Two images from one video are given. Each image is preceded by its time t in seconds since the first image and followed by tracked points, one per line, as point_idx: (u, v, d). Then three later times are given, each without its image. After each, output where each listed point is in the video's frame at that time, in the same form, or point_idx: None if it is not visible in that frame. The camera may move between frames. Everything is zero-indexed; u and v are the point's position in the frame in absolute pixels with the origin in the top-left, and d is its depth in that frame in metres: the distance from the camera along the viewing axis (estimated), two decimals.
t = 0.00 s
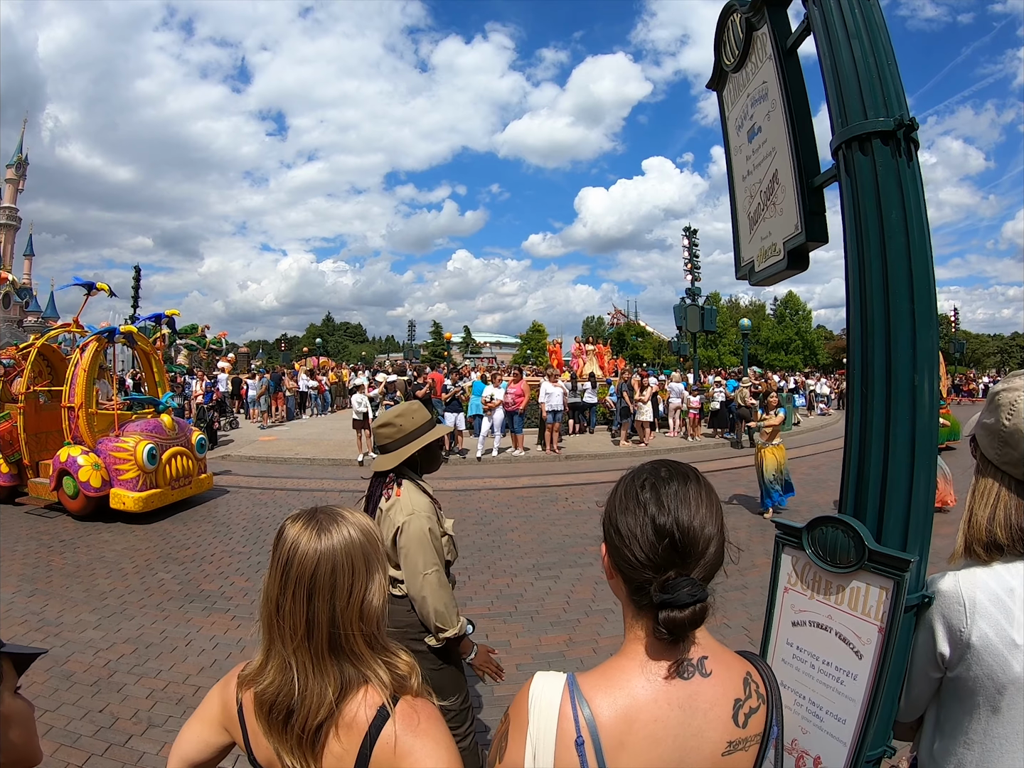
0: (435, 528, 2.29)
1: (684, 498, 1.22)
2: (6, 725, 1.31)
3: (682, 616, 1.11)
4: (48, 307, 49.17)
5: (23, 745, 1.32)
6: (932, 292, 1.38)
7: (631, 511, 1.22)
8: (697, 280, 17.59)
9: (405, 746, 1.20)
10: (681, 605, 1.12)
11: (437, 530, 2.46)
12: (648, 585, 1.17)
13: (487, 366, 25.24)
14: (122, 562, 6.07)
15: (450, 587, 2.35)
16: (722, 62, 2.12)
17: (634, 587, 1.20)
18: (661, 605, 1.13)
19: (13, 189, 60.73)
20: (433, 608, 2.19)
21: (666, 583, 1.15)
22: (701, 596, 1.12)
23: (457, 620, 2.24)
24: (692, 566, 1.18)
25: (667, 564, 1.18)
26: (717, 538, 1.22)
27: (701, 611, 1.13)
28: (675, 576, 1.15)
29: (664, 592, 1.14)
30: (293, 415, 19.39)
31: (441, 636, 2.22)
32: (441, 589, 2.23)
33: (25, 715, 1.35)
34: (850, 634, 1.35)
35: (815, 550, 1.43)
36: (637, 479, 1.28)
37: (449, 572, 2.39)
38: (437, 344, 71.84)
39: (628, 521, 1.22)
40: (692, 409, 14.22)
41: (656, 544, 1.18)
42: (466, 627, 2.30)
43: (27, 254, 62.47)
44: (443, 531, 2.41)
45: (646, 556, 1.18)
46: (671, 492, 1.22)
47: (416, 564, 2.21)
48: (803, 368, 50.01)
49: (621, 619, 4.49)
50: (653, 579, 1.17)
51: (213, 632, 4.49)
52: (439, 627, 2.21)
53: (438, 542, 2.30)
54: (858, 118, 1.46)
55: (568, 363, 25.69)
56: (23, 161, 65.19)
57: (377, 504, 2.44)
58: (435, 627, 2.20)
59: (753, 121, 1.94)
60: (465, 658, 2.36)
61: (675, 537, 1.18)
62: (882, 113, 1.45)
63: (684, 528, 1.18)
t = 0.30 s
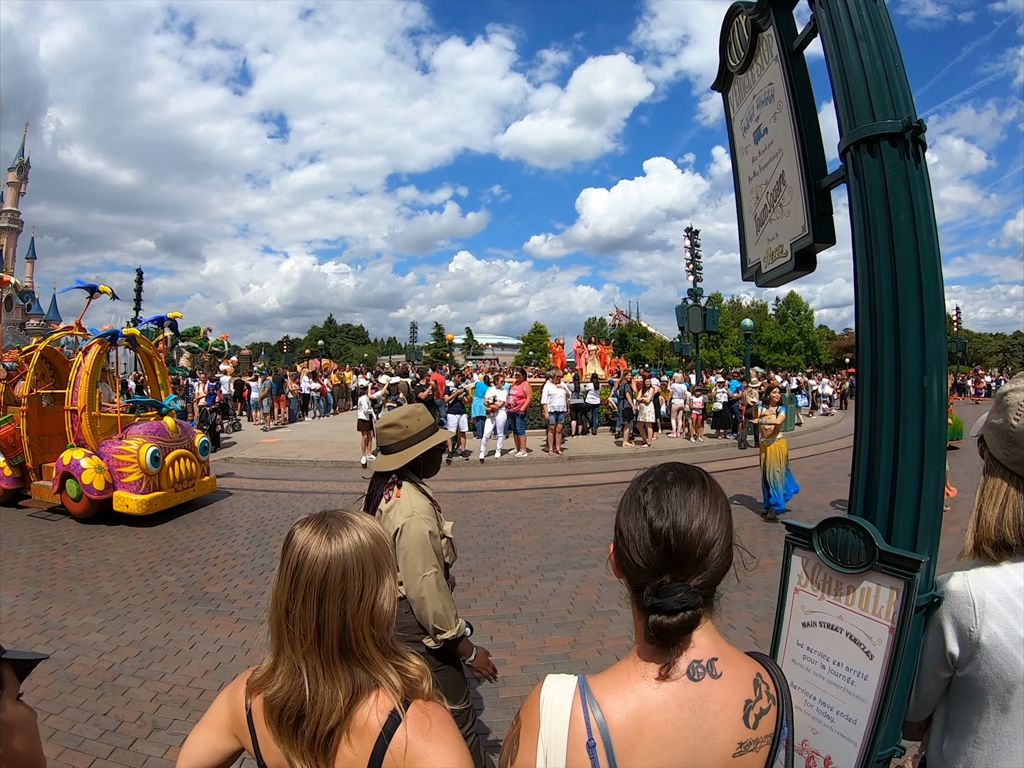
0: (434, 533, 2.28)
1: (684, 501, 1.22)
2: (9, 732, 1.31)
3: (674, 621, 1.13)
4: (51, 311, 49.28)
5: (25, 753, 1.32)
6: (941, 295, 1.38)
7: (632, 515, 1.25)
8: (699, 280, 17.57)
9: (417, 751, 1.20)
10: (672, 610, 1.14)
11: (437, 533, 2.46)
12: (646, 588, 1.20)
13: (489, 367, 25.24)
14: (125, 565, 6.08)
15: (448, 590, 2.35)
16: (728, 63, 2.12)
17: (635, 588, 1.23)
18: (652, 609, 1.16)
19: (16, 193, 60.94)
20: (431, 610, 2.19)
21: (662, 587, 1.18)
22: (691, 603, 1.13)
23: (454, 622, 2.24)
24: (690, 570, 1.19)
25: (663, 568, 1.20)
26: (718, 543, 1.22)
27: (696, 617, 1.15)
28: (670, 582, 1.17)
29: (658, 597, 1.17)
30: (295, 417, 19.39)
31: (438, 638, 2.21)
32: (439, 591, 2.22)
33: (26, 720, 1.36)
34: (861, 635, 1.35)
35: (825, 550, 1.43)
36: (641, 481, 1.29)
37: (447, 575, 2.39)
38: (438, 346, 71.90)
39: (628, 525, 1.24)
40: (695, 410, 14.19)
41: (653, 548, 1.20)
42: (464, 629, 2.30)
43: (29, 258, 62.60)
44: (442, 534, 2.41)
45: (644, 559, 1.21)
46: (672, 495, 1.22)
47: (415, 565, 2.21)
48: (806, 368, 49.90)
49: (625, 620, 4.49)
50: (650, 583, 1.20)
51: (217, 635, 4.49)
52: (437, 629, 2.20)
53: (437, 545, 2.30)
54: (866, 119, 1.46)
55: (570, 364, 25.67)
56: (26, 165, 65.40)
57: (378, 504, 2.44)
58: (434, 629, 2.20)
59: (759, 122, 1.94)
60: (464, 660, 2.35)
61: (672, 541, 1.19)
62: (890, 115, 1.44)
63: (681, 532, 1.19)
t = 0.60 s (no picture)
0: (430, 535, 2.29)
1: (675, 499, 1.27)
2: None
3: (639, 608, 1.21)
4: (49, 314, 49.16)
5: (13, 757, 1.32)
6: (940, 298, 1.40)
7: (633, 506, 1.33)
8: (697, 281, 17.61)
9: (424, 751, 1.21)
10: (640, 598, 1.22)
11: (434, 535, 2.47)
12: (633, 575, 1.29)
13: (487, 369, 25.24)
14: (125, 567, 6.07)
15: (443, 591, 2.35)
16: (728, 68, 2.14)
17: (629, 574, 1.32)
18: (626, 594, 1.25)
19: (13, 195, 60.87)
20: (426, 610, 2.19)
21: (640, 575, 1.26)
22: (652, 595, 1.20)
23: (449, 623, 2.25)
24: (670, 566, 1.23)
25: (647, 559, 1.27)
26: (706, 544, 1.23)
27: (662, 610, 1.20)
28: (647, 572, 1.24)
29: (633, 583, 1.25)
30: (294, 419, 19.36)
31: (432, 639, 2.21)
32: (434, 592, 2.23)
33: (14, 724, 1.36)
34: (862, 633, 1.36)
35: (827, 550, 1.44)
36: (654, 476, 1.36)
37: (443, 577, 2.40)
38: (437, 347, 71.89)
39: (629, 515, 1.32)
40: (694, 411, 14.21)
41: (639, 538, 1.28)
42: (458, 630, 2.30)
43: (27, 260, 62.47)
44: (438, 535, 2.41)
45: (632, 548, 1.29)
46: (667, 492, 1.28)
47: (411, 566, 2.21)
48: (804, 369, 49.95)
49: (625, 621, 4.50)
50: (634, 570, 1.28)
51: (217, 637, 4.50)
52: (431, 629, 2.20)
53: (433, 546, 2.31)
54: (866, 124, 1.48)
55: (568, 365, 25.67)
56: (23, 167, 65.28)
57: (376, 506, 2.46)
58: (428, 629, 2.20)
59: (759, 126, 1.95)
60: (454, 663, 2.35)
61: (654, 534, 1.25)
62: (890, 121, 1.46)
63: (664, 527, 1.25)
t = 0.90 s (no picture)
0: (431, 535, 2.30)
1: (686, 496, 1.28)
2: None
3: (648, 601, 1.23)
4: (47, 315, 49.19)
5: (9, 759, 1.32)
6: (942, 300, 1.41)
7: (645, 503, 1.34)
8: (695, 281, 17.65)
9: (434, 747, 1.22)
10: (650, 591, 1.24)
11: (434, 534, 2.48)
12: (643, 568, 1.31)
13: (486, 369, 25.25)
14: (124, 568, 6.06)
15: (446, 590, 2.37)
16: (731, 69, 2.15)
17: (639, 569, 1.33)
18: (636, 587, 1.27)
19: (10, 195, 60.71)
20: (430, 610, 2.20)
21: (650, 569, 1.27)
22: (663, 589, 1.21)
23: (456, 621, 2.25)
24: (680, 561, 1.24)
25: (657, 554, 1.28)
26: (716, 540, 1.25)
27: (672, 604, 1.22)
28: (657, 566, 1.26)
29: (644, 577, 1.27)
30: (292, 419, 19.34)
31: (439, 638, 2.22)
32: (437, 592, 2.24)
33: (11, 726, 1.37)
34: (866, 630, 1.37)
35: (830, 549, 1.45)
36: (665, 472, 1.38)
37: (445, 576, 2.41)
38: (436, 347, 71.84)
39: (640, 512, 1.34)
40: (693, 411, 14.23)
41: (650, 533, 1.29)
42: (466, 630, 2.31)
43: (24, 259, 62.29)
44: (438, 535, 2.42)
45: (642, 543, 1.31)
46: (678, 489, 1.30)
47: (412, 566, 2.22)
48: (802, 369, 50.04)
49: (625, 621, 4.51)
50: (645, 564, 1.30)
51: (218, 638, 4.50)
52: (438, 629, 2.22)
53: (434, 546, 2.32)
54: (869, 128, 1.49)
55: (567, 365, 25.69)
56: (20, 167, 65.07)
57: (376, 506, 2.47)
58: (434, 629, 2.21)
59: (762, 128, 1.97)
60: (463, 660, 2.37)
61: (664, 530, 1.27)
62: (893, 123, 1.47)
63: (674, 523, 1.26)
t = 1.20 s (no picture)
0: (437, 535, 2.31)
1: (698, 496, 1.29)
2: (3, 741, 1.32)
3: (666, 602, 1.23)
4: (52, 315, 49.41)
5: (16, 761, 1.34)
6: (951, 300, 1.42)
7: (655, 505, 1.34)
8: (699, 281, 17.63)
9: (447, 744, 1.23)
10: (667, 592, 1.24)
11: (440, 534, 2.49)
12: (656, 569, 1.30)
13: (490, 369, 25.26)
14: (129, 568, 6.09)
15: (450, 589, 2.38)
16: (738, 70, 2.15)
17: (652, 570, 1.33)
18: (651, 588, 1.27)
19: (15, 196, 60.99)
20: (434, 610, 2.21)
21: (665, 570, 1.27)
22: (683, 588, 1.21)
23: (457, 622, 2.28)
24: (695, 560, 1.25)
25: (672, 553, 1.28)
26: (730, 539, 1.26)
27: (689, 603, 1.22)
28: (672, 566, 1.26)
29: (660, 578, 1.26)
30: (296, 419, 19.37)
31: (441, 638, 2.23)
32: (442, 592, 2.25)
33: (18, 728, 1.38)
34: (875, 629, 1.38)
35: (840, 548, 1.45)
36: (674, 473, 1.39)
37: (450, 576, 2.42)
38: (439, 347, 71.86)
39: (651, 513, 1.34)
40: (697, 411, 14.21)
41: (664, 534, 1.29)
42: (466, 629, 2.33)
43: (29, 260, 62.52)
44: (446, 535, 2.44)
45: (653, 543, 1.31)
46: (688, 489, 1.30)
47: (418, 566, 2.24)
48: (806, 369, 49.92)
49: (629, 621, 4.51)
50: (658, 564, 1.29)
51: (223, 638, 4.52)
52: (440, 629, 2.23)
53: (440, 546, 2.33)
54: (877, 129, 1.49)
55: (571, 365, 25.67)
56: (24, 168, 65.32)
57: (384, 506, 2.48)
58: (437, 629, 2.22)
59: (769, 129, 1.97)
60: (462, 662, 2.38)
61: (679, 530, 1.27)
62: (902, 124, 1.48)
63: (688, 523, 1.27)
